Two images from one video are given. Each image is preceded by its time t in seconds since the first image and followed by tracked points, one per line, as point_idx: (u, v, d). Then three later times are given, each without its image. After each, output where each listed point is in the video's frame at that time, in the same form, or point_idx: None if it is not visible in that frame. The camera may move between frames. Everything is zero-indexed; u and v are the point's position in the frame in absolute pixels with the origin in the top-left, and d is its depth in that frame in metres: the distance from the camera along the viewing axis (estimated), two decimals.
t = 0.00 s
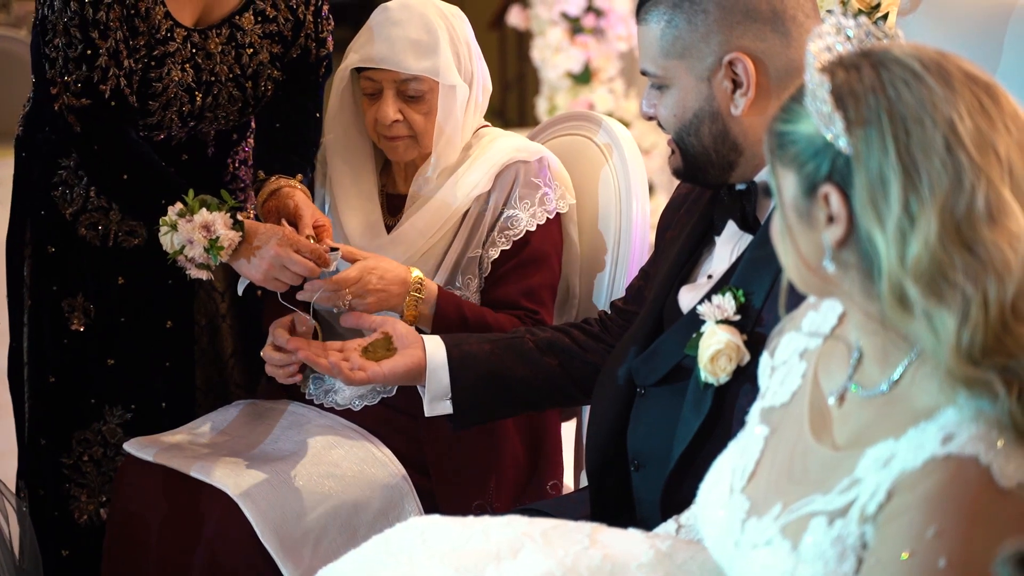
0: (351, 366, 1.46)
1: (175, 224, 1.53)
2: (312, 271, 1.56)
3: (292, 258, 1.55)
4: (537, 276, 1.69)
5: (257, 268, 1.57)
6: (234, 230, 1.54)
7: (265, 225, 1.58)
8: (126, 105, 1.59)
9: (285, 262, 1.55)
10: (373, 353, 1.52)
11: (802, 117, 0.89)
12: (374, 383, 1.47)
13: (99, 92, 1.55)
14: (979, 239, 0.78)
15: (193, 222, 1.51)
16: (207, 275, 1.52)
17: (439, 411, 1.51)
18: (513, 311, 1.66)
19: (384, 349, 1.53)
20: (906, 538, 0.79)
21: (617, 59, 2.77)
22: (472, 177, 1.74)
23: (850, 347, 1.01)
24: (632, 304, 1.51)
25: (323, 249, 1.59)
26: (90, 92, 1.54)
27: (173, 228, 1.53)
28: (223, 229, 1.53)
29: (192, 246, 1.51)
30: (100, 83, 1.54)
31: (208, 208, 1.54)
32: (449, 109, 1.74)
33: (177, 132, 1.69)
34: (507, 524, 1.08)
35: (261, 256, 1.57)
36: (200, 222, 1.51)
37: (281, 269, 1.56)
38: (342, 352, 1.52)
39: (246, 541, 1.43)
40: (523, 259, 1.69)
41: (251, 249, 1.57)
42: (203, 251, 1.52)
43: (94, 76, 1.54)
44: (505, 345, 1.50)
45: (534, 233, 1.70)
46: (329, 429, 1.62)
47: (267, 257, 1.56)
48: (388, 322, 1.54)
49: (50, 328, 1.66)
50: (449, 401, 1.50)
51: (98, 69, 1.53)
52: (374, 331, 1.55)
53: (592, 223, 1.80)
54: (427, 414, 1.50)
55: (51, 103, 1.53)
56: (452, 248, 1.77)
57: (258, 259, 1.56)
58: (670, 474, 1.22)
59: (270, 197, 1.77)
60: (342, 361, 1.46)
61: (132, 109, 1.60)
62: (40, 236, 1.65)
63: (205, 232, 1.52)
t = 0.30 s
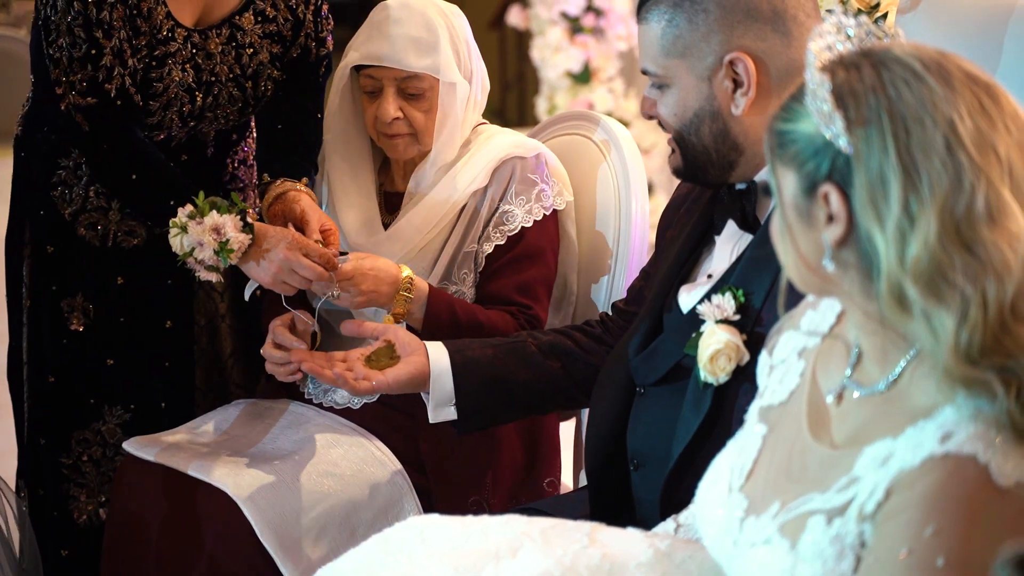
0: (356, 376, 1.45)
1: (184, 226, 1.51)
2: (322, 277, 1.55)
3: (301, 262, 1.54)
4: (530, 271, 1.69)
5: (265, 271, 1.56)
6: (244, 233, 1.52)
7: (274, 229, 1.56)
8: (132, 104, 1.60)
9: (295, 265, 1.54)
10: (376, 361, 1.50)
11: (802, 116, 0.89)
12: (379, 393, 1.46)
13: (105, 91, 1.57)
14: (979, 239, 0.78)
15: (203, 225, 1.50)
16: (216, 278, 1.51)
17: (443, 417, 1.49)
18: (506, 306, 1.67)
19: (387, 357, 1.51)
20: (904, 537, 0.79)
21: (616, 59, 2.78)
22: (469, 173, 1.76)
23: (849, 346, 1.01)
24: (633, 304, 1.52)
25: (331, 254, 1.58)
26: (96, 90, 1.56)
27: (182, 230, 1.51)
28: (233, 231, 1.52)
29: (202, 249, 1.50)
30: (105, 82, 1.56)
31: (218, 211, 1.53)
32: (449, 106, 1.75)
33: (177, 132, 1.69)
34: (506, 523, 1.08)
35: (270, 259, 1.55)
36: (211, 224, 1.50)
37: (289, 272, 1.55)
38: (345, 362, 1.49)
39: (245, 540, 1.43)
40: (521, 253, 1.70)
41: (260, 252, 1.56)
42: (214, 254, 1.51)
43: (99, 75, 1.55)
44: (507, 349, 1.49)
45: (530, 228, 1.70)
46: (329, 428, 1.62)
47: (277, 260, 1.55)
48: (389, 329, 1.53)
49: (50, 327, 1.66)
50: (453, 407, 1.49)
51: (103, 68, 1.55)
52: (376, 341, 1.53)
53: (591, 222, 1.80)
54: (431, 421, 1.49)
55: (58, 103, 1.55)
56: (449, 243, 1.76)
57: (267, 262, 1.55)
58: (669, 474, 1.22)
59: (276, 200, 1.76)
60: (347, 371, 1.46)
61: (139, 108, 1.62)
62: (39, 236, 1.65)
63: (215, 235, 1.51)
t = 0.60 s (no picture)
0: (361, 383, 1.43)
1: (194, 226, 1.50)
2: (329, 279, 1.55)
3: (309, 264, 1.53)
4: (537, 268, 1.69)
5: (274, 272, 1.55)
6: (254, 234, 1.52)
7: (284, 230, 1.56)
8: (140, 100, 1.61)
9: (303, 267, 1.53)
10: (380, 366, 1.51)
11: (805, 114, 0.89)
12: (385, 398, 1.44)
13: (111, 87, 1.57)
14: (982, 238, 0.78)
15: (214, 226, 1.49)
16: (225, 280, 1.50)
17: (449, 421, 1.49)
18: (514, 301, 1.67)
19: (392, 362, 1.52)
20: (905, 535, 0.79)
21: (617, 57, 2.77)
22: (470, 169, 1.75)
23: (850, 343, 1.01)
24: (636, 305, 1.52)
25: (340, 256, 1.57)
26: (102, 86, 1.56)
27: (192, 231, 1.50)
28: (243, 233, 1.51)
29: (212, 250, 1.49)
30: (111, 78, 1.56)
31: (229, 211, 1.52)
32: (448, 101, 1.74)
33: (179, 130, 1.69)
34: (507, 522, 1.08)
35: (279, 261, 1.55)
36: (221, 225, 1.49)
37: (298, 275, 1.55)
38: (352, 369, 1.51)
39: (246, 539, 1.43)
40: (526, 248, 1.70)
41: (270, 253, 1.55)
42: (223, 255, 1.50)
43: (105, 71, 1.56)
44: (511, 351, 1.50)
45: (533, 225, 1.70)
46: (330, 426, 1.62)
47: (285, 262, 1.54)
48: (393, 334, 1.51)
49: (50, 325, 1.66)
50: (458, 411, 1.48)
51: (108, 64, 1.55)
52: (381, 345, 1.53)
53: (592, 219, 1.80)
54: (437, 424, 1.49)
55: (64, 100, 1.55)
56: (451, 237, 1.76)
57: (276, 263, 1.55)
58: (670, 472, 1.22)
59: (279, 198, 1.76)
60: (352, 378, 1.43)
61: (146, 105, 1.62)
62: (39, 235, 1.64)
63: (225, 236, 1.50)
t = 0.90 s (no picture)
0: (365, 387, 1.43)
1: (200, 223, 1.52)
2: (334, 271, 1.54)
3: (313, 257, 1.53)
4: (549, 266, 1.71)
5: (280, 266, 1.56)
6: (260, 229, 1.53)
7: (288, 224, 1.56)
8: (145, 96, 1.61)
9: (307, 261, 1.54)
10: (383, 369, 1.48)
11: (809, 112, 0.88)
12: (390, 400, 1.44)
13: (116, 84, 1.58)
14: (986, 237, 0.78)
15: (219, 222, 1.51)
16: (232, 276, 1.51)
17: (453, 423, 1.50)
18: (536, 297, 1.68)
19: (395, 365, 1.49)
20: (909, 534, 0.79)
21: (617, 56, 2.75)
22: (474, 169, 1.75)
23: (853, 342, 1.01)
24: (638, 304, 1.52)
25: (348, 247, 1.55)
26: (107, 84, 1.57)
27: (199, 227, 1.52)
28: (248, 228, 1.52)
29: (218, 246, 1.51)
30: (116, 75, 1.57)
31: (233, 208, 1.53)
32: (449, 98, 1.74)
33: (184, 126, 1.70)
34: (509, 521, 1.07)
35: (284, 255, 1.55)
36: (226, 222, 1.50)
37: (303, 268, 1.55)
38: (354, 370, 1.50)
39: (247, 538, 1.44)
40: (538, 247, 1.71)
41: (275, 248, 1.56)
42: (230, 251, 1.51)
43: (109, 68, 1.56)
44: (514, 352, 1.50)
45: (543, 221, 1.71)
46: (331, 425, 1.62)
47: (291, 256, 1.55)
48: (396, 336, 1.51)
49: (52, 325, 1.66)
50: (462, 413, 1.49)
51: (113, 61, 1.56)
52: (383, 348, 1.51)
53: (593, 218, 1.80)
54: (441, 426, 1.50)
55: (69, 97, 1.57)
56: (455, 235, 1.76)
57: (282, 258, 1.55)
58: (672, 471, 1.21)
59: (269, 187, 1.76)
60: (356, 381, 1.43)
61: (151, 101, 1.62)
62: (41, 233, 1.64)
63: (230, 232, 1.51)
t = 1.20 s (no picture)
0: (365, 385, 1.42)
1: (191, 214, 1.55)
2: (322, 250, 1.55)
3: (301, 237, 1.54)
4: (561, 262, 1.72)
5: (272, 250, 1.58)
6: (249, 215, 1.55)
7: (276, 206, 1.58)
8: (142, 94, 1.61)
9: (295, 241, 1.55)
10: (385, 370, 1.49)
11: (811, 111, 0.88)
12: (390, 400, 1.44)
13: (112, 82, 1.58)
14: (988, 237, 0.78)
15: (207, 212, 1.53)
16: (226, 261, 1.55)
17: (454, 422, 1.49)
18: (554, 293, 1.69)
19: (395, 365, 1.50)
20: (910, 535, 0.79)
21: (618, 55, 2.76)
22: (477, 168, 1.75)
23: (854, 342, 1.00)
24: (639, 305, 1.51)
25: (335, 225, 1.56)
26: (104, 82, 1.57)
27: (190, 218, 1.55)
28: (237, 215, 1.54)
29: (210, 235, 1.54)
30: (113, 73, 1.57)
31: (222, 195, 1.55)
32: (448, 97, 1.74)
33: (190, 119, 1.70)
34: (510, 521, 1.07)
35: (274, 238, 1.57)
36: (214, 211, 1.53)
37: (293, 249, 1.57)
38: (354, 371, 1.50)
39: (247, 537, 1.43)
40: (549, 245, 1.73)
41: (265, 232, 1.58)
42: (221, 239, 1.55)
43: (107, 65, 1.57)
44: (515, 351, 1.50)
45: (552, 217, 1.73)
46: (330, 425, 1.62)
47: (280, 239, 1.57)
48: (396, 335, 1.51)
49: (57, 323, 1.67)
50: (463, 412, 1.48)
51: (111, 58, 1.56)
52: (384, 348, 1.52)
53: (594, 218, 1.79)
54: (442, 425, 1.49)
55: (66, 93, 1.58)
56: (460, 235, 1.76)
57: (272, 241, 1.57)
58: (672, 471, 1.21)
59: (259, 172, 1.74)
60: (356, 381, 1.43)
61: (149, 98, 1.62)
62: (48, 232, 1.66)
63: (219, 220, 1.53)
